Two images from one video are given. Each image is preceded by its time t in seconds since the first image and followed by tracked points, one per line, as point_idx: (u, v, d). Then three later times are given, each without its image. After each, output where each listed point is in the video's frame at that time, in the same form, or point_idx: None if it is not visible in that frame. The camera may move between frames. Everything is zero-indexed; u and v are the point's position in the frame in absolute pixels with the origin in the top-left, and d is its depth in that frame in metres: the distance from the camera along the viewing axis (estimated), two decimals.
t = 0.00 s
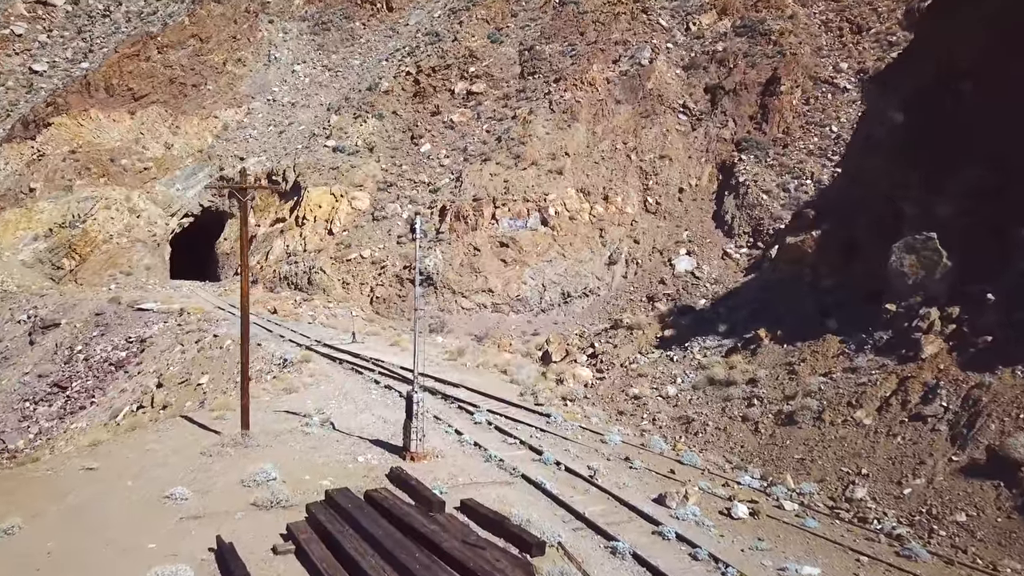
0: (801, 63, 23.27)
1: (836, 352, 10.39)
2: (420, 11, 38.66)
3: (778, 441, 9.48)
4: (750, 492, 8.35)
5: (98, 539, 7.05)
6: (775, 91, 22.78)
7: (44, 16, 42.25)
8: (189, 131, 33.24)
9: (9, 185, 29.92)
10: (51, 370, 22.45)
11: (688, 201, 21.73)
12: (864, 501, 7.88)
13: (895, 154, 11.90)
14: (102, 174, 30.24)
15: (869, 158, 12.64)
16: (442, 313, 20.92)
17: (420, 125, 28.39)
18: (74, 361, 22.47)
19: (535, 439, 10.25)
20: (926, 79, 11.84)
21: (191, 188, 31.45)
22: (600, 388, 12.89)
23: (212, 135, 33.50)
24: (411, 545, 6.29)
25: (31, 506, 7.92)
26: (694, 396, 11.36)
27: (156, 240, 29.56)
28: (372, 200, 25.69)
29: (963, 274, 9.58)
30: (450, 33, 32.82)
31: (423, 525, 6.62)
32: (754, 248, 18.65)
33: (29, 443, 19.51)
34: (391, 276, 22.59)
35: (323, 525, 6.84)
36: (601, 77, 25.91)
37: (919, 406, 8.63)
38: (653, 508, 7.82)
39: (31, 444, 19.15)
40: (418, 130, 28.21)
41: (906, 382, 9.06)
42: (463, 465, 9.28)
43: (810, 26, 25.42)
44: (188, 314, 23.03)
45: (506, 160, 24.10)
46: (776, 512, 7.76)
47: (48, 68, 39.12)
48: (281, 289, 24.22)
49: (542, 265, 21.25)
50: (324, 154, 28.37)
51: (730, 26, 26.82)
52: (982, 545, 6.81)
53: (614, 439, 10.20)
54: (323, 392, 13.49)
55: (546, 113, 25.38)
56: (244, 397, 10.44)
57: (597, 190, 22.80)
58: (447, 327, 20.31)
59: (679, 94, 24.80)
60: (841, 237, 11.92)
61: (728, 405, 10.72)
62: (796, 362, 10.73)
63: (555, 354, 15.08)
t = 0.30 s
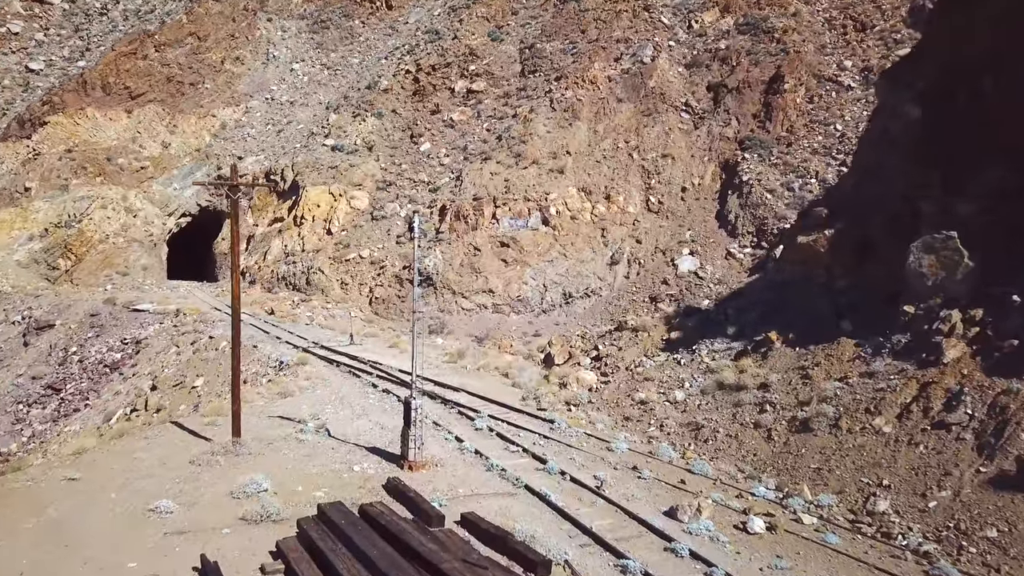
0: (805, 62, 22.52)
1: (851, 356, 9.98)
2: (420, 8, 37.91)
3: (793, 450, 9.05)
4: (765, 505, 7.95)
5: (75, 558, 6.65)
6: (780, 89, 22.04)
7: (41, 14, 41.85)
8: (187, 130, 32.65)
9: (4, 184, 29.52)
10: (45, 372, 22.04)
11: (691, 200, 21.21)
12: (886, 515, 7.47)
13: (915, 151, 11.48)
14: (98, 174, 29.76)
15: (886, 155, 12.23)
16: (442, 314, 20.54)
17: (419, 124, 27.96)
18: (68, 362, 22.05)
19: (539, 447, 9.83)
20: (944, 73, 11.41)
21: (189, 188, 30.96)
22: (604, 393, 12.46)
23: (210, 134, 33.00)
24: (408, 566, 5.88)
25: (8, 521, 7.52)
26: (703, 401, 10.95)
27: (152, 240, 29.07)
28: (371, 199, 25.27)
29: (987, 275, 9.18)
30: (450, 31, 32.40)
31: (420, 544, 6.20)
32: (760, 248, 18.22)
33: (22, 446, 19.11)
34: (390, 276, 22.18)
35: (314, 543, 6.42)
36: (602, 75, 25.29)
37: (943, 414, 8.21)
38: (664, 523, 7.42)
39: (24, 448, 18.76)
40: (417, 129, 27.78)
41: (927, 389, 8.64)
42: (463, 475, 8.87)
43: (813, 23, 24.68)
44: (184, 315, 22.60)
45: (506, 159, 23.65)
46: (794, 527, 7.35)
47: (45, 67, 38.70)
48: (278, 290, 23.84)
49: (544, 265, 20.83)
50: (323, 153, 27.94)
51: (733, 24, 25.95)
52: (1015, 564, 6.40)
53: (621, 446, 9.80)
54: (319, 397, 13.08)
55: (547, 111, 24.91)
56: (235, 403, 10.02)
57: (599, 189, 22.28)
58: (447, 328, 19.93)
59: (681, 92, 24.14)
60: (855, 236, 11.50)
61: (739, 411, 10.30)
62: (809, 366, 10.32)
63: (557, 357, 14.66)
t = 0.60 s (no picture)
0: (808, 59, 22.04)
1: (868, 361, 9.57)
2: (420, 6, 37.12)
3: (809, 460, 8.64)
4: (782, 520, 7.55)
5: None
6: (783, 87, 21.64)
7: (38, 13, 41.44)
8: (185, 129, 32.29)
9: None
10: (38, 375, 21.64)
11: (693, 200, 20.75)
12: (911, 531, 7.05)
13: (930, 146, 11.01)
14: (94, 173, 29.34)
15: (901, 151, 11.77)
16: (441, 315, 20.16)
17: (419, 122, 27.53)
18: (62, 364, 21.65)
19: (542, 456, 9.41)
20: (959, 65, 10.94)
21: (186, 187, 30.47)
22: (609, 398, 12.04)
23: (208, 133, 32.58)
24: None
25: None
26: (712, 407, 10.54)
27: (149, 240, 28.70)
28: (370, 198, 24.86)
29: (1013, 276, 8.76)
30: (450, 29, 32.01)
31: (416, 565, 5.77)
32: (765, 247, 17.78)
33: (14, 450, 18.70)
34: (389, 276, 21.77)
35: (302, 565, 6.00)
36: (604, 73, 24.83)
37: (968, 423, 7.79)
38: (676, 539, 7.02)
39: (17, 452, 18.35)
40: (417, 128, 27.35)
41: (951, 397, 8.22)
42: (463, 487, 8.45)
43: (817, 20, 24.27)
44: (179, 317, 22.19)
45: (507, 157, 23.23)
46: (814, 545, 6.96)
47: (41, 65, 38.26)
48: (276, 290, 23.45)
49: (545, 265, 20.41)
50: (321, 152, 27.54)
51: (736, 22, 25.53)
52: None
53: (628, 455, 9.39)
54: (315, 402, 12.67)
55: (548, 110, 24.49)
56: (225, 411, 9.60)
57: (601, 188, 21.82)
58: (447, 329, 19.56)
59: (684, 91, 23.73)
60: (870, 235, 11.06)
61: (750, 418, 9.90)
62: (824, 371, 9.91)
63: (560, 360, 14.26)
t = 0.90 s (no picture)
0: (812, 57, 21.48)
1: (886, 366, 9.15)
2: (420, 4, 36.42)
3: (827, 471, 8.21)
4: (800, 538, 7.14)
5: None
6: (786, 85, 21.21)
7: (35, 11, 40.91)
8: (182, 128, 31.83)
9: None
10: (31, 377, 21.19)
11: (697, 199, 20.28)
12: (940, 549, 6.65)
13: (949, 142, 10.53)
14: (90, 173, 28.77)
15: (919, 147, 11.30)
16: (441, 316, 19.75)
17: (418, 121, 27.09)
18: (56, 366, 21.23)
19: (546, 466, 9.00)
20: (980, 58, 10.47)
21: (184, 186, 29.94)
22: (614, 404, 11.61)
23: (206, 132, 32.15)
24: None
25: None
26: (722, 414, 10.12)
27: (145, 240, 28.27)
28: (369, 198, 24.42)
29: None
30: (449, 27, 31.58)
31: None
32: (770, 247, 17.33)
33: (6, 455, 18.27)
34: (388, 277, 21.34)
35: None
36: (605, 71, 24.41)
37: (996, 434, 7.38)
38: (689, 559, 6.63)
39: (8, 456, 17.92)
40: (417, 127, 26.91)
41: (976, 405, 7.80)
42: (463, 500, 8.04)
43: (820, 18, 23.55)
44: (175, 318, 21.74)
45: (507, 156, 22.79)
46: (836, 566, 6.55)
47: (38, 64, 37.80)
48: (273, 291, 23.06)
49: (546, 265, 19.98)
50: (319, 151, 27.11)
51: (739, 19, 25.02)
52: None
53: (636, 464, 8.97)
54: (310, 407, 12.25)
55: (549, 108, 24.06)
56: (214, 420, 9.17)
57: (603, 188, 21.37)
58: (446, 330, 19.17)
59: (687, 89, 23.24)
60: (887, 234, 10.60)
61: (762, 425, 9.48)
62: (839, 377, 9.48)
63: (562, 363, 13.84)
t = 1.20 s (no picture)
0: (816, 55, 20.99)
1: (905, 373, 8.75)
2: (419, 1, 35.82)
3: (845, 484, 7.81)
4: (819, 558, 6.74)
5: None
6: (790, 83, 20.74)
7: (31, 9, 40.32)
8: (179, 127, 31.44)
9: None
10: (24, 380, 20.74)
11: (700, 199, 19.83)
12: (971, 570, 6.25)
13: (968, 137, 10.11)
14: (86, 172, 28.28)
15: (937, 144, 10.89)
16: (441, 317, 19.35)
17: (418, 120, 26.67)
18: (49, 368, 20.80)
19: (550, 478, 8.58)
20: (999, 49, 10.04)
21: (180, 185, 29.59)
22: (619, 410, 11.19)
23: (203, 131, 31.76)
24: None
25: None
26: (733, 422, 9.71)
27: (142, 240, 27.83)
28: (367, 197, 23.97)
29: None
30: (449, 25, 31.16)
31: None
32: (775, 247, 16.88)
33: None
34: (387, 277, 20.93)
35: None
36: (606, 69, 23.96)
37: None
38: None
39: None
40: (416, 125, 26.48)
41: (1004, 415, 7.39)
42: (463, 514, 7.63)
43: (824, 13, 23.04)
44: (171, 320, 21.29)
45: (508, 155, 22.35)
46: None
47: (34, 62, 37.31)
48: (271, 292, 22.67)
49: (547, 266, 19.56)
50: (317, 150, 26.70)
51: (742, 17, 24.52)
52: None
53: (643, 476, 8.58)
54: (304, 413, 11.83)
55: (550, 106, 23.61)
56: (201, 429, 8.73)
57: (605, 187, 20.93)
58: (446, 331, 18.77)
59: (689, 87, 22.80)
60: (903, 233, 10.21)
61: (776, 434, 9.06)
62: (856, 383, 9.06)
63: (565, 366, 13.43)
